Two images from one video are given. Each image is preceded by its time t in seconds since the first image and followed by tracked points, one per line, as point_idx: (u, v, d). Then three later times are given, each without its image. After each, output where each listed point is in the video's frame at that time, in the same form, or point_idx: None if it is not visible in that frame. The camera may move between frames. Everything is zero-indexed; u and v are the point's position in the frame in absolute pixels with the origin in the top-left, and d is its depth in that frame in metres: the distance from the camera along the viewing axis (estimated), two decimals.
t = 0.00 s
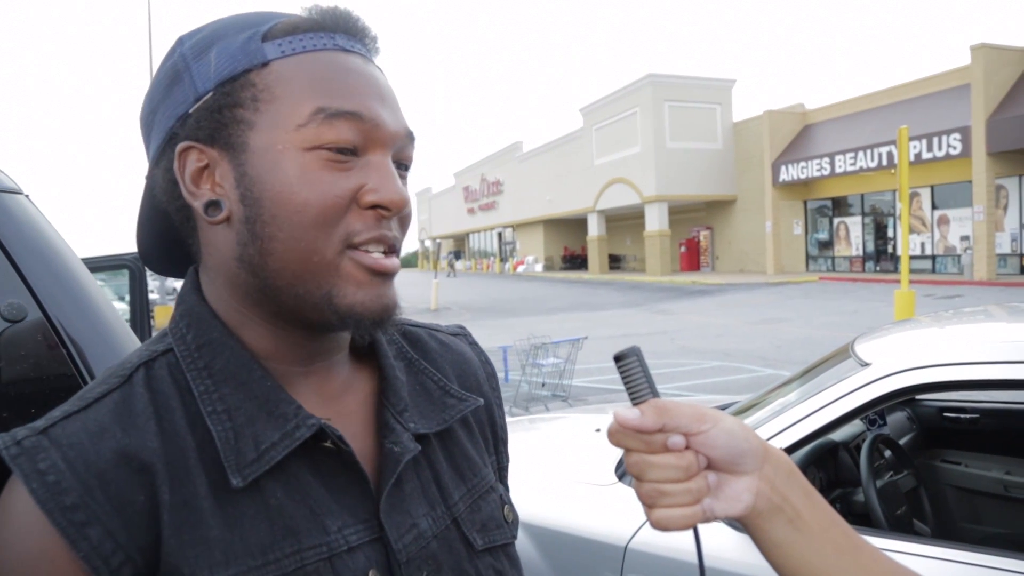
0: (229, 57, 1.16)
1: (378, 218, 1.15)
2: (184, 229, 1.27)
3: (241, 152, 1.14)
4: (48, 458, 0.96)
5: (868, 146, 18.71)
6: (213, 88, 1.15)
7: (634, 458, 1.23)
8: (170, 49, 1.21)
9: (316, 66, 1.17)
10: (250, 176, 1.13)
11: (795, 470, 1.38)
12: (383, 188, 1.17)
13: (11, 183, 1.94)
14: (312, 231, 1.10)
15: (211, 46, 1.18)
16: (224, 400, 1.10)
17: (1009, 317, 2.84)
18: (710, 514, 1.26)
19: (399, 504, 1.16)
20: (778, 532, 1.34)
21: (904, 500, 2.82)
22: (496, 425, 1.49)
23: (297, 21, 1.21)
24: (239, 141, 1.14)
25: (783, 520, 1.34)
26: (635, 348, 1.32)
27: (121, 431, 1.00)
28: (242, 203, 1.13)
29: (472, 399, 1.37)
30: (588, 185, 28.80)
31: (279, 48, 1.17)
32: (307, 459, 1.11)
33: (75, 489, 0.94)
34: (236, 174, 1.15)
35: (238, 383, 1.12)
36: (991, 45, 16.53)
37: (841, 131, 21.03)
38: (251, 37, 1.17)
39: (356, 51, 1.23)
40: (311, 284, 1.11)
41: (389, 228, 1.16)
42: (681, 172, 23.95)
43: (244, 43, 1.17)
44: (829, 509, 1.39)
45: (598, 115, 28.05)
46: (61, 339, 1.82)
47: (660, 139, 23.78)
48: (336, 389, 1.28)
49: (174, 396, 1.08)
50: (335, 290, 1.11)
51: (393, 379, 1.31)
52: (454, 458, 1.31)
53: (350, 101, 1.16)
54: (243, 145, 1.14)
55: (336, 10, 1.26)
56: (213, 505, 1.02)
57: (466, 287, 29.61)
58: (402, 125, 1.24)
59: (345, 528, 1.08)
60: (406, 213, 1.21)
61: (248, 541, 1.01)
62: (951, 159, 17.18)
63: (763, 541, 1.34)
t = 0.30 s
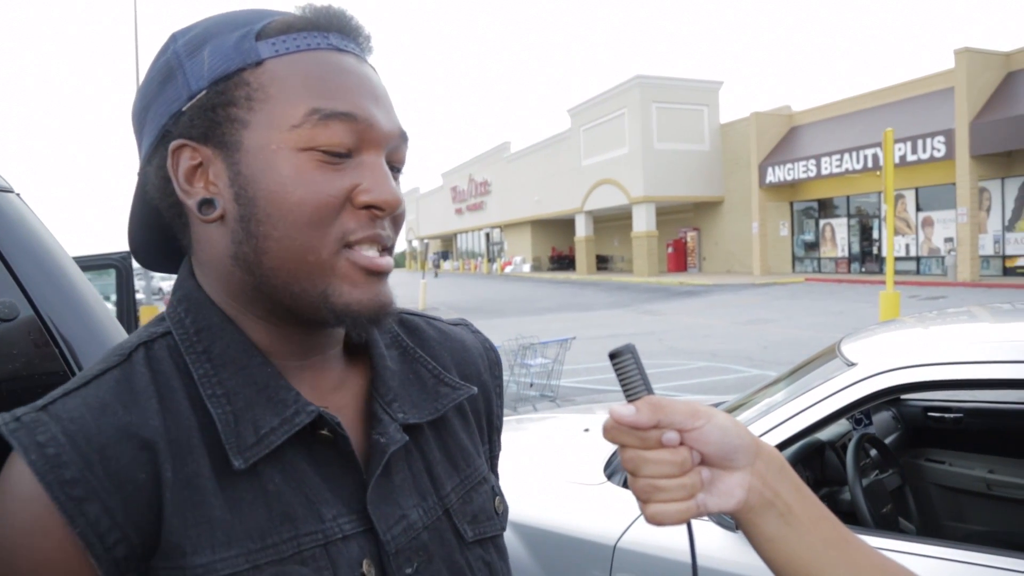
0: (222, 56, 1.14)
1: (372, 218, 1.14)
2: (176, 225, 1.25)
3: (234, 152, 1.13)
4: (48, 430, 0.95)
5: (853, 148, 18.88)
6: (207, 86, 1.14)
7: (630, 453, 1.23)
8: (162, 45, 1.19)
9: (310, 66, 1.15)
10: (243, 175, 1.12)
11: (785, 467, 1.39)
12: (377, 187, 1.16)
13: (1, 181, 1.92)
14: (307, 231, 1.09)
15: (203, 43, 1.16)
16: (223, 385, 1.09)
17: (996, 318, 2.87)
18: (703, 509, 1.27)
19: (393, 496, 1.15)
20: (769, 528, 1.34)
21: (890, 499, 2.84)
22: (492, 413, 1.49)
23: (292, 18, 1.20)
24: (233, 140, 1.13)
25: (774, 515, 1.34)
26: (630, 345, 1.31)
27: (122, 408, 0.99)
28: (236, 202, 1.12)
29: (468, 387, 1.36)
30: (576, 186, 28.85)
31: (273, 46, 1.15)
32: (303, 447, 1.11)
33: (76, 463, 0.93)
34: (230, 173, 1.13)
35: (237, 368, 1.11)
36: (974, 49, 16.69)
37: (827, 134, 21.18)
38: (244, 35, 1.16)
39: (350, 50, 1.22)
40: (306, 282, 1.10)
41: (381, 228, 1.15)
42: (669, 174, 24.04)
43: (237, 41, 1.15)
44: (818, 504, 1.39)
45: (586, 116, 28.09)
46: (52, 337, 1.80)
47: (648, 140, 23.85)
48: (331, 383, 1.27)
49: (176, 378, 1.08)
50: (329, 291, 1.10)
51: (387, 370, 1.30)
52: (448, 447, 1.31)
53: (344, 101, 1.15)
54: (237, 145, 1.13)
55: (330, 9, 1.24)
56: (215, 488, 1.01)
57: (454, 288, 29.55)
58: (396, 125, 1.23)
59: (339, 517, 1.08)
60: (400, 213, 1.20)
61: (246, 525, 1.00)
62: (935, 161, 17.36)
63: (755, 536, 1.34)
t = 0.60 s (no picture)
0: (244, 55, 1.14)
1: (389, 222, 1.14)
2: (187, 223, 1.25)
3: (254, 152, 1.13)
4: (53, 423, 0.95)
5: (848, 150, 18.97)
6: (229, 85, 1.14)
7: (639, 449, 1.23)
8: (183, 43, 1.19)
9: (330, 69, 1.16)
10: (263, 176, 1.12)
11: (792, 463, 1.39)
12: (394, 190, 1.16)
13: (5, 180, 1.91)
14: (325, 233, 1.09)
15: (226, 42, 1.16)
16: (231, 386, 1.09)
17: (992, 319, 2.89)
18: (711, 504, 1.27)
19: (400, 498, 1.16)
20: (776, 524, 1.34)
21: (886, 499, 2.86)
22: (494, 417, 1.49)
23: (314, 21, 1.20)
24: (253, 139, 1.13)
25: (780, 511, 1.34)
26: (639, 343, 1.33)
27: (129, 404, 0.99)
28: (255, 201, 1.12)
29: (472, 392, 1.37)
30: (572, 187, 28.88)
31: (295, 48, 1.16)
32: (308, 451, 1.10)
33: (80, 457, 0.93)
34: (249, 173, 1.13)
35: (246, 370, 1.11)
36: (968, 52, 16.79)
37: (822, 135, 21.28)
38: (267, 36, 1.16)
39: (370, 55, 1.23)
40: (324, 283, 1.10)
41: (398, 232, 1.16)
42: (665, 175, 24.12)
43: (260, 42, 1.15)
44: (824, 502, 1.39)
45: (582, 117, 28.12)
46: (58, 337, 1.80)
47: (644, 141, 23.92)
48: (339, 385, 1.27)
49: (184, 375, 1.08)
50: (345, 292, 1.11)
51: (395, 375, 1.30)
52: (453, 451, 1.32)
53: (366, 106, 1.15)
54: (257, 144, 1.13)
55: (351, 14, 1.25)
56: (220, 489, 1.01)
57: (449, 288, 29.53)
58: (413, 130, 1.23)
59: (338, 524, 1.07)
60: (414, 217, 1.20)
61: (247, 528, 1.00)
62: (929, 163, 17.47)
63: (761, 532, 1.35)
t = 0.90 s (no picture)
0: (248, 56, 1.14)
1: (394, 217, 1.14)
2: (189, 225, 1.24)
3: (261, 151, 1.13)
4: (65, 432, 0.94)
5: (842, 150, 19.03)
6: (234, 84, 1.13)
7: (638, 447, 1.23)
8: (184, 44, 1.18)
9: (334, 68, 1.16)
10: (270, 173, 1.12)
11: (786, 460, 1.40)
12: (398, 187, 1.17)
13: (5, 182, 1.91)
14: (333, 229, 1.09)
15: (229, 43, 1.16)
16: (235, 389, 1.09)
17: (985, 318, 2.91)
18: (709, 501, 1.27)
19: (401, 499, 1.15)
20: (771, 519, 1.34)
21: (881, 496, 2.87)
22: (493, 420, 1.49)
23: (315, 23, 1.20)
24: (260, 137, 1.13)
25: (776, 507, 1.34)
26: (636, 342, 1.33)
27: (139, 409, 0.99)
28: (262, 199, 1.12)
29: (472, 395, 1.37)
30: (567, 187, 28.90)
31: (299, 48, 1.16)
32: (312, 453, 1.10)
33: (95, 464, 0.93)
34: (256, 170, 1.13)
35: (250, 372, 1.11)
36: (960, 51, 16.84)
37: (816, 135, 21.35)
38: (271, 36, 1.16)
39: (370, 54, 1.23)
40: (331, 280, 1.10)
41: (403, 227, 1.16)
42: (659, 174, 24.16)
43: (263, 43, 1.15)
44: (819, 498, 1.39)
45: (576, 117, 28.14)
46: (59, 338, 1.79)
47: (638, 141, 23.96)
48: (340, 386, 1.27)
49: (190, 380, 1.07)
50: (352, 288, 1.11)
51: (396, 376, 1.30)
52: (453, 453, 1.32)
53: (370, 102, 1.16)
54: (264, 141, 1.13)
55: (351, 14, 1.25)
56: (230, 491, 1.00)
57: (444, 288, 29.51)
58: (414, 128, 1.24)
59: (345, 522, 1.07)
60: (418, 213, 1.20)
61: (257, 529, 1.00)
62: (923, 162, 17.54)
63: (756, 528, 1.35)
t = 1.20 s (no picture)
0: (254, 48, 1.14)
1: (403, 210, 1.13)
2: (195, 220, 1.23)
3: (267, 144, 1.12)
4: (72, 438, 0.93)
5: (843, 151, 19.03)
6: (240, 76, 1.13)
7: (642, 444, 1.23)
8: (190, 39, 1.18)
9: (341, 58, 1.15)
10: (276, 166, 1.11)
11: (789, 459, 1.39)
12: (406, 179, 1.16)
13: (9, 179, 1.91)
14: (341, 222, 1.08)
15: (235, 36, 1.16)
16: (242, 389, 1.08)
17: (986, 319, 2.90)
18: (712, 498, 1.27)
19: (404, 502, 1.14)
20: (773, 517, 1.33)
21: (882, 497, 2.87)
22: (499, 424, 1.49)
23: (321, 13, 1.20)
24: (265, 129, 1.12)
25: (778, 504, 1.33)
26: (640, 339, 1.32)
27: (146, 413, 0.97)
28: (267, 192, 1.11)
29: (478, 400, 1.37)
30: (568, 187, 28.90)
31: (305, 39, 1.15)
32: (319, 455, 1.10)
33: (102, 472, 0.92)
34: (261, 163, 1.12)
35: (257, 373, 1.10)
36: (963, 53, 16.83)
37: (817, 136, 21.35)
38: (277, 28, 1.16)
39: (378, 46, 1.23)
40: (338, 274, 1.09)
41: (411, 221, 1.15)
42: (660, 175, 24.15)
43: (269, 34, 1.15)
44: (821, 496, 1.38)
45: (578, 117, 28.12)
46: (62, 336, 1.78)
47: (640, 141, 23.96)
48: (348, 386, 1.26)
49: (196, 380, 1.06)
50: (360, 282, 1.10)
51: (402, 377, 1.29)
52: (457, 457, 1.31)
53: (378, 93, 1.15)
54: (269, 134, 1.12)
55: (359, 5, 1.25)
56: (236, 495, 1.00)
57: (444, 288, 29.49)
58: (423, 120, 1.23)
59: (352, 524, 1.07)
60: (426, 206, 1.20)
61: (263, 533, 0.99)
62: (924, 164, 17.54)
63: (758, 526, 1.34)
